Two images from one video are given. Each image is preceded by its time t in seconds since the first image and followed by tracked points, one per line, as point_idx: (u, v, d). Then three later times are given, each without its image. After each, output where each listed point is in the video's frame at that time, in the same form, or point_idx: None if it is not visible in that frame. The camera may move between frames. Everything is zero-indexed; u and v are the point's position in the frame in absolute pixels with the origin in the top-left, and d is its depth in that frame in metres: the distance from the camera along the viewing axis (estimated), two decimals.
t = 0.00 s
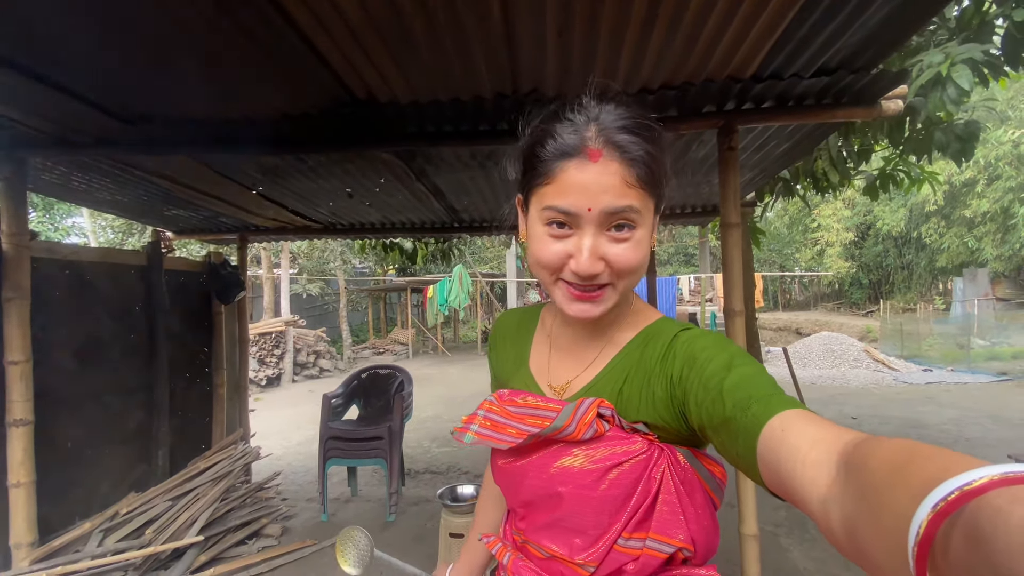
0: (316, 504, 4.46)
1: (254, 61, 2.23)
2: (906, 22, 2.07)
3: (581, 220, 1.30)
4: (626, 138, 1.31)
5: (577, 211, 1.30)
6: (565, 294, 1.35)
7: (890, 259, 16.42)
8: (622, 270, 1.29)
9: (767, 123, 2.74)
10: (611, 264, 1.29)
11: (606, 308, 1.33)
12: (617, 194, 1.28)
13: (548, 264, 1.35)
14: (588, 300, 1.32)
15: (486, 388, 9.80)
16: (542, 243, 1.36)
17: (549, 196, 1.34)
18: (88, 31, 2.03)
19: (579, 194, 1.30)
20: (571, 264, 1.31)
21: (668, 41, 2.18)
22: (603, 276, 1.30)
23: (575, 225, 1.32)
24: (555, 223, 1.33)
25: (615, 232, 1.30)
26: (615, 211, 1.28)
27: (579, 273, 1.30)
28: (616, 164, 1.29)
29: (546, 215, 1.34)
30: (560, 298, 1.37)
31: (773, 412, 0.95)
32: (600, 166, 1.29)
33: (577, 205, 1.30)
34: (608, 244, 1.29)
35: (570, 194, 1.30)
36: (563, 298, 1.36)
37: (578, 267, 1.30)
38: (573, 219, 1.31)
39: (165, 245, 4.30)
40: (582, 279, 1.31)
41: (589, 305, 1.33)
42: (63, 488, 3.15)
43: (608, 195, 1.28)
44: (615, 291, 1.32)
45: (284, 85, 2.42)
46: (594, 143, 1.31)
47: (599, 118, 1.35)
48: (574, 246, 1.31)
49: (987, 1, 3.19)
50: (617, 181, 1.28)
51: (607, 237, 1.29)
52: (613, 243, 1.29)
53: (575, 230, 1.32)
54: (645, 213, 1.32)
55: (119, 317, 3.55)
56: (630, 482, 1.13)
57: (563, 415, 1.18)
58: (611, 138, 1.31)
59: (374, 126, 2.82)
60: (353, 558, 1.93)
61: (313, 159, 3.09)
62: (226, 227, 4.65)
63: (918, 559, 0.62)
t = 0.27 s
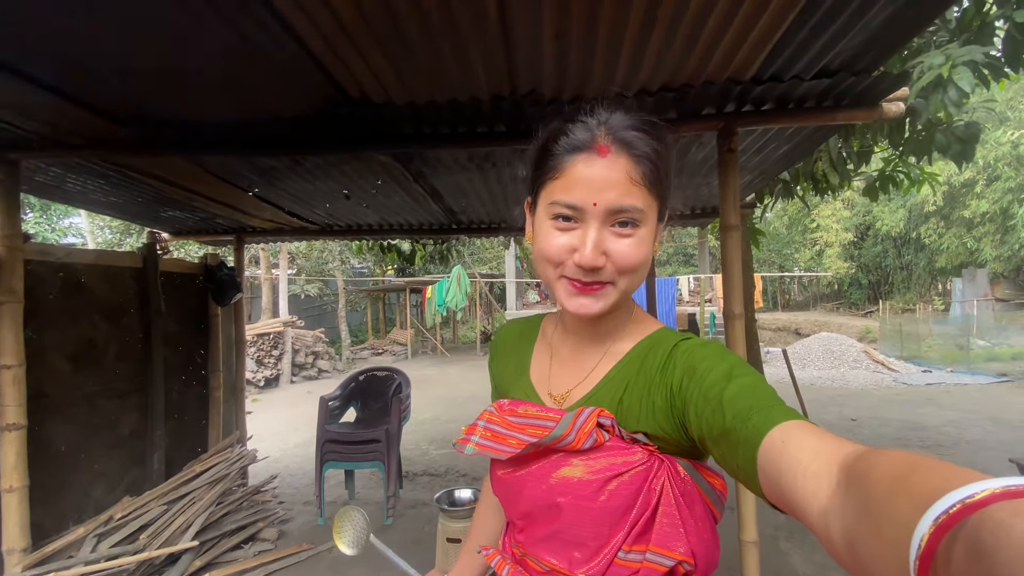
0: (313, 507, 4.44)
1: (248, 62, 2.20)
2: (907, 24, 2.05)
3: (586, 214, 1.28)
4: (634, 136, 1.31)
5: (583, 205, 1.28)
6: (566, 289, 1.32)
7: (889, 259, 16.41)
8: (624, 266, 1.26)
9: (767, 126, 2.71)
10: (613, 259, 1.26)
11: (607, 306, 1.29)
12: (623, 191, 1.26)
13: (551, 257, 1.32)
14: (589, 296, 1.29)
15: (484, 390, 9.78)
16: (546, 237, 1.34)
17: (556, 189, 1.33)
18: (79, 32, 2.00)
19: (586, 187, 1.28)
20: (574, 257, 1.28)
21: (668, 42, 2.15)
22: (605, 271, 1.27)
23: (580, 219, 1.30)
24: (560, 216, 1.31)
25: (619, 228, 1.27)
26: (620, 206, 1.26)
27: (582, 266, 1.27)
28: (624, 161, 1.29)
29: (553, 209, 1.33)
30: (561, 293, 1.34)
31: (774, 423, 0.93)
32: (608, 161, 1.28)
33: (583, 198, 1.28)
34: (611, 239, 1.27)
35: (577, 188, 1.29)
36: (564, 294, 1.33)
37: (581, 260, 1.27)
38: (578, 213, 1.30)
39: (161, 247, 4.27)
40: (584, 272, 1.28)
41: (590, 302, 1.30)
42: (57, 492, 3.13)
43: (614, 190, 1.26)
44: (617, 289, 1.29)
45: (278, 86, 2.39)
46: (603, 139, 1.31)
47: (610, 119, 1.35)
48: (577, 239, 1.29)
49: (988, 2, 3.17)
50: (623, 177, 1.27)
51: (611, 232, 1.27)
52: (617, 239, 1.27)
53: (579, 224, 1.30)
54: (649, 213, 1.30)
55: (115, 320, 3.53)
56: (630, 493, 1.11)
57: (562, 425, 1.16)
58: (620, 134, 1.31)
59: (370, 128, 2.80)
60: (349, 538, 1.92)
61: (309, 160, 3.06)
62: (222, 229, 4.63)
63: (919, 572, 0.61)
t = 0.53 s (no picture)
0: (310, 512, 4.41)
1: (241, 65, 2.17)
2: (912, 27, 2.00)
3: (587, 213, 1.25)
4: (635, 141, 1.29)
5: (584, 204, 1.25)
6: (567, 289, 1.28)
7: (889, 260, 16.39)
8: (625, 265, 1.22)
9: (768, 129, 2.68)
10: (614, 258, 1.22)
11: (609, 308, 1.25)
12: (624, 191, 1.24)
13: (552, 257, 1.29)
14: (591, 297, 1.26)
15: (484, 391, 9.74)
16: (547, 238, 1.31)
17: (557, 191, 1.30)
18: (67, 35, 1.96)
19: (587, 188, 1.26)
20: (575, 255, 1.25)
21: (668, 43, 2.10)
22: (606, 270, 1.23)
23: (581, 219, 1.27)
24: (561, 216, 1.29)
25: (620, 227, 1.24)
26: (621, 205, 1.23)
27: (583, 265, 1.24)
28: (624, 163, 1.26)
29: (554, 209, 1.30)
30: (562, 295, 1.30)
31: (775, 432, 0.90)
32: (609, 163, 1.26)
33: (585, 198, 1.25)
34: (612, 238, 1.23)
35: (579, 187, 1.26)
36: (566, 295, 1.29)
37: (581, 258, 1.23)
38: (579, 213, 1.27)
39: (156, 249, 4.23)
40: (585, 271, 1.24)
41: (591, 303, 1.26)
42: (48, 499, 3.09)
43: (615, 189, 1.24)
44: (618, 289, 1.25)
45: (272, 89, 2.35)
46: (604, 144, 1.28)
47: (610, 127, 1.33)
48: (578, 238, 1.25)
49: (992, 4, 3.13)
50: (624, 179, 1.25)
51: (612, 230, 1.24)
52: (618, 238, 1.23)
53: (581, 224, 1.27)
54: (651, 214, 1.27)
55: (108, 324, 3.49)
56: (633, 507, 1.07)
57: (563, 436, 1.12)
58: (621, 140, 1.29)
59: (366, 131, 2.76)
60: (346, 539, 1.88)
61: (304, 163, 3.03)
62: (218, 231, 4.59)
63: None
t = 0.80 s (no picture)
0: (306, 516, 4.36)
1: (235, 62, 2.13)
2: (918, 23, 1.97)
3: (589, 221, 1.22)
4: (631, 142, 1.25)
5: (586, 212, 1.22)
6: (575, 298, 1.25)
7: (888, 263, 16.38)
8: (633, 270, 1.20)
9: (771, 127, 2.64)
10: (622, 264, 1.19)
11: (617, 313, 1.23)
12: (626, 195, 1.20)
13: (558, 267, 1.25)
14: (600, 304, 1.22)
15: (483, 395, 9.67)
16: (550, 248, 1.27)
17: (556, 200, 1.26)
18: (57, 31, 1.93)
19: (588, 196, 1.22)
20: (581, 264, 1.21)
21: (669, 39, 2.07)
22: (614, 276, 1.20)
23: (583, 227, 1.23)
24: (563, 226, 1.24)
25: (625, 232, 1.21)
26: (624, 210, 1.20)
27: (591, 273, 1.20)
28: (622, 167, 1.23)
29: (554, 219, 1.26)
30: (570, 305, 1.27)
31: (778, 422, 0.87)
32: (606, 169, 1.22)
33: (586, 207, 1.21)
34: (618, 243, 1.20)
35: (578, 196, 1.22)
36: (573, 304, 1.26)
37: (589, 266, 1.20)
38: (581, 221, 1.23)
39: (150, 250, 4.19)
40: (593, 279, 1.21)
41: (600, 311, 1.23)
42: (39, 504, 3.03)
43: (616, 195, 1.20)
44: (626, 292, 1.22)
45: (267, 86, 2.32)
46: (600, 148, 1.24)
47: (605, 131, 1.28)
48: (584, 247, 1.22)
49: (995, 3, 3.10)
50: (623, 182, 1.21)
51: (617, 236, 1.21)
52: (623, 243, 1.20)
53: (584, 232, 1.23)
54: (652, 215, 1.24)
55: (101, 325, 3.44)
56: (639, 499, 1.02)
57: (568, 428, 1.09)
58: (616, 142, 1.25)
59: (363, 129, 2.72)
60: (347, 551, 1.81)
61: (300, 162, 2.99)
62: (214, 232, 4.55)
63: (917, 563, 0.59)
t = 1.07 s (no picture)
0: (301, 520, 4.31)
1: (228, 58, 2.10)
2: (920, 21, 1.95)
3: (588, 215, 1.19)
4: (634, 139, 1.22)
5: (585, 206, 1.19)
6: (571, 293, 1.22)
7: (885, 266, 16.41)
8: (630, 265, 1.16)
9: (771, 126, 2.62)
10: (617, 258, 1.16)
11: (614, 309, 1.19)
12: (625, 190, 1.17)
13: (555, 261, 1.23)
14: (596, 300, 1.19)
15: (481, 397, 9.62)
16: (549, 242, 1.24)
17: (557, 195, 1.24)
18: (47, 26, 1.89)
19: (587, 190, 1.19)
20: (578, 257, 1.18)
21: (669, 35, 2.04)
22: (610, 271, 1.17)
23: (582, 221, 1.20)
24: (562, 220, 1.22)
25: (623, 228, 1.18)
26: (622, 205, 1.17)
27: (587, 267, 1.17)
28: (623, 163, 1.20)
29: (554, 211, 1.24)
30: (567, 299, 1.24)
31: (774, 421, 0.84)
32: (607, 164, 1.20)
33: (585, 200, 1.19)
34: (615, 238, 1.17)
35: (579, 189, 1.20)
36: (569, 299, 1.23)
37: (585, 260, 1.17)
38: (580, 215, 1.20)
39: (144, 250, 4.14)
40: (589, 273, 1.18)
41: (596, 306, 1.20)
42: (28, 508, 2.98)
43: (615, 190, 1.17)
44: (622, 289, 1.19)
45: (261, 83, 2.28)
46: (603, 144, 1.22)
47: (610, 127, 1.26)
48: (581, 241, 1.19)
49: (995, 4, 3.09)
50: (624, 178, 1.18)
51: (614, 231, 1.17)
52: (621, 238, 1.17)
53: (582, 226, 1.20)
54: (653, 212, 1.20)
55: (93, 326, 3.39)
56: (636, 495, 0.99)
57: (566, 423, 1.05)
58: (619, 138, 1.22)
59: (358, 127, 2.69)
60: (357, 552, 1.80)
61: (294, 161, 2.95)
62: (209, 232, 4.50)
63: (912, 565, 0.57)
